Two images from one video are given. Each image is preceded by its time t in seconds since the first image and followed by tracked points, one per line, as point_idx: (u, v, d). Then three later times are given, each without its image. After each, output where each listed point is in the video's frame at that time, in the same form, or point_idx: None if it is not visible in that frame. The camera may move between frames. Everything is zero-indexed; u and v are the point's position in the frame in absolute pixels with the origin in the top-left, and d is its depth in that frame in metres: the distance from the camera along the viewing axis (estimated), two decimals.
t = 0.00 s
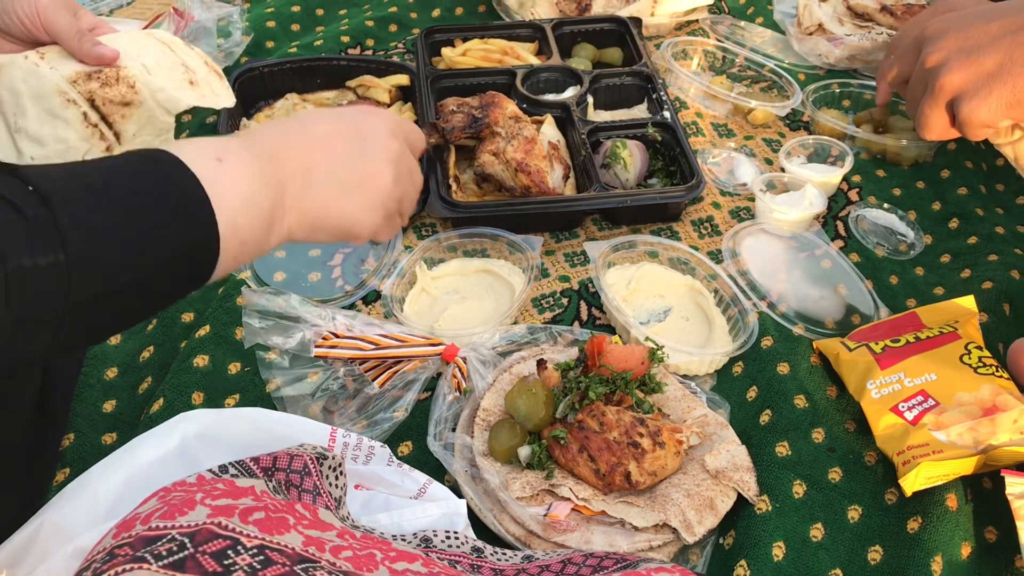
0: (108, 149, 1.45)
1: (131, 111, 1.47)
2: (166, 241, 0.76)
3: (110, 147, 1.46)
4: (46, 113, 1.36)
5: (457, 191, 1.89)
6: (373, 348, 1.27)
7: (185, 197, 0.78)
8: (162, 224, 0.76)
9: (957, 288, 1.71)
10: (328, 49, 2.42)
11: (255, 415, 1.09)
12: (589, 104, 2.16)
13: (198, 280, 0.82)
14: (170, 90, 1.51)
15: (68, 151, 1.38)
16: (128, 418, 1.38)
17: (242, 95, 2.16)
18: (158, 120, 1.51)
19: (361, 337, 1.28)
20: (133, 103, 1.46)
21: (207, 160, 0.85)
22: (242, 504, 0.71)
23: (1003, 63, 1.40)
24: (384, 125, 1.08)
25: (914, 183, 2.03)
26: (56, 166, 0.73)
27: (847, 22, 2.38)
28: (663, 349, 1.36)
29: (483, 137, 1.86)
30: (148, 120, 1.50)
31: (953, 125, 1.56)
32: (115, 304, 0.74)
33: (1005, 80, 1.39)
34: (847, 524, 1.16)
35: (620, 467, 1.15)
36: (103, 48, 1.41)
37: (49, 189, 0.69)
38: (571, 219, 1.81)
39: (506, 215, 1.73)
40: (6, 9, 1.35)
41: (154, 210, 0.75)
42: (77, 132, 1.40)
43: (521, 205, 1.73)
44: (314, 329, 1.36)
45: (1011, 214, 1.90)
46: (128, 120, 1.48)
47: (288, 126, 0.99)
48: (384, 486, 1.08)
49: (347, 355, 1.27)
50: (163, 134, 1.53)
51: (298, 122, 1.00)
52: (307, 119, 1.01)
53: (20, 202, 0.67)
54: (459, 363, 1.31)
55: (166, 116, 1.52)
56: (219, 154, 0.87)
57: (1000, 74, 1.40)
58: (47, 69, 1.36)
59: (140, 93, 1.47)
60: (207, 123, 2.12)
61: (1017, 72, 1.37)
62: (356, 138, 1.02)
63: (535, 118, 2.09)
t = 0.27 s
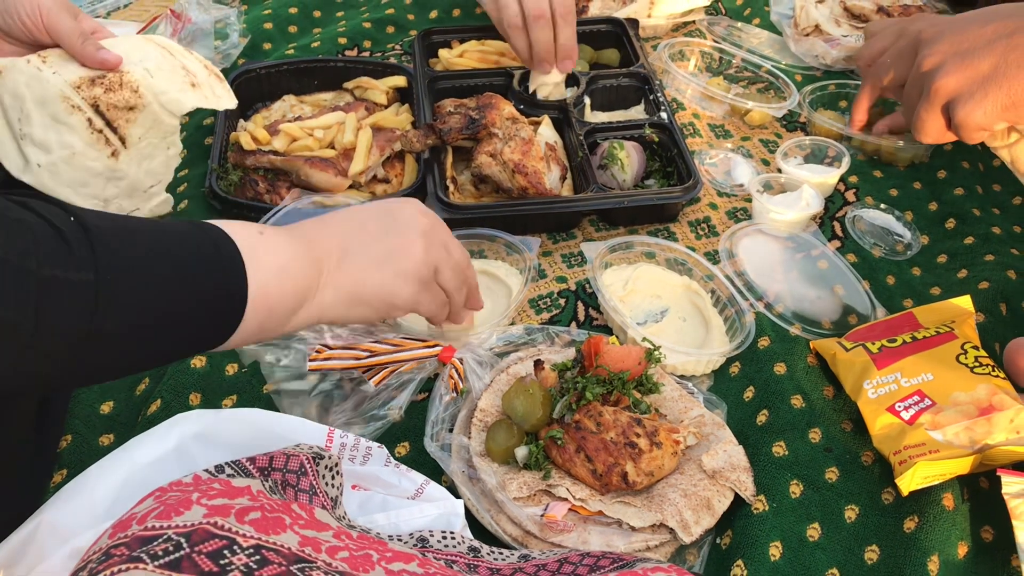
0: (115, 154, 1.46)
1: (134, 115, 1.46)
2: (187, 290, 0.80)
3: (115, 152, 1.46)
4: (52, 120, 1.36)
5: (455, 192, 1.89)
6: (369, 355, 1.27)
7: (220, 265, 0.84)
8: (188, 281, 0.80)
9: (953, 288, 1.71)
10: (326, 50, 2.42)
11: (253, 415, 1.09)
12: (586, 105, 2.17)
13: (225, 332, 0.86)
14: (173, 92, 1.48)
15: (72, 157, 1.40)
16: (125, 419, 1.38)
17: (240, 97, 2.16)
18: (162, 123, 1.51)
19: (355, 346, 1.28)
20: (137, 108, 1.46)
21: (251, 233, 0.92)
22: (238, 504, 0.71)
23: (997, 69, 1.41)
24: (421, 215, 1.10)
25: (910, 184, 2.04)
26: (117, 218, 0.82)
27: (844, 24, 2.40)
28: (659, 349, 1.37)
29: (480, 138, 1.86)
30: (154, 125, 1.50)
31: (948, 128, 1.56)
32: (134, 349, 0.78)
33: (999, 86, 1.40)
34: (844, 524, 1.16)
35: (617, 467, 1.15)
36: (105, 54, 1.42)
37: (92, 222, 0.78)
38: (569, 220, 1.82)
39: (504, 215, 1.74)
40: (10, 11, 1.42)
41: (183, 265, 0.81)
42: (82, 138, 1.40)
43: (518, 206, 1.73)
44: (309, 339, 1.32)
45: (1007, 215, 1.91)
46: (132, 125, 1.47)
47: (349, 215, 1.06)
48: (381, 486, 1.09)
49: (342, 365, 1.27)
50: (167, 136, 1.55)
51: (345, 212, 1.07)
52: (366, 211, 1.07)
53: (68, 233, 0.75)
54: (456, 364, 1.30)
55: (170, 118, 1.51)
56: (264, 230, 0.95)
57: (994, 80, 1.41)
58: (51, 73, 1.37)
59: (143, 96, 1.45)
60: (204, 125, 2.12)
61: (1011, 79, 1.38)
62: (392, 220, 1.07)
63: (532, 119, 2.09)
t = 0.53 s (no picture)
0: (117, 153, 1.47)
1: (137, 114, 1.46)
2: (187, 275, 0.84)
3: (117, 152, 1.46)
4: (54, 120, 1.37)
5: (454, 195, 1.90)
6: (363, 370, 1.21)
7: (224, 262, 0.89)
8: (193, 274, 0.84)
9: (953, 289, 1.71)
10: (325, 52, 2.42)
11: (253, 417, 1.09)
12: (585, 107, 2.17)
13: (225, 329, 0.89)
14: (176, 91, 1.49)
15: (75, 157, 1.40)
16: (124, 422, 1.37)
17: (239, 99, 2.16)
18: (165, 122, 1.51)
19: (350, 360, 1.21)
20: (139, 107, 1.45)
21: (251, 233, 0.95)
22: (238, 506, 0.71)
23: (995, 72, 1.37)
24: (413, 240, 1.18)
25: (910, 185, 2.04)
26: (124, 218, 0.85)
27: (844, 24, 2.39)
28: (659, 351, 1.36)
29: (479, 140, 1.86)
30: (155, 124, 1.50)
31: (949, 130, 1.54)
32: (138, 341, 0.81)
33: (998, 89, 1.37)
34: (844, 526, 1.16)
35: (617, 469, 1.15)
36: (107, 52, 1.42)
37: (97, 222, 0.80)
38: (568, 221, 1.81)
39: (503, 217, 1.74)
40: (10, 10, 1.40)
41: (187, 260, 0.84)
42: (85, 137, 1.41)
43: (518, 207, 1.73)
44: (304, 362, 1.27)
45: (1007, 216, 1.91)
46: (134, 123, 1.47)
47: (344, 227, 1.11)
48: (381, 489, 1.08)
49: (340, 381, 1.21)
50: (169, 134, 1.55)
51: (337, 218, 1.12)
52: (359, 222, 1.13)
53: (72, 231, 0.77)
54: (453, 371, 1.28)
55: (173, 117, 1.51)
56: (262, 230, 0.98)
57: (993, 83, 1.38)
58: (53, 73, 1.36)
59: (146, 96, 1.45)
60: (203, 127, 2.12)
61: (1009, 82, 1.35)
62: (391, 244, 1.14)
63: (532, 121, 2.09)
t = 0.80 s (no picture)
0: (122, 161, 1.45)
1: (142, 121, 1.45)
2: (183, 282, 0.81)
3: (121, 159, 1.45)
4: (59, 127, 1.37)
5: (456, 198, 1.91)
6: (369, 376, 1.28)
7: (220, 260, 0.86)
8: (189, 279, 0.81)
9: (952, 289, 1.72)
10: (327, 58, 2.44)
11: (256, 418, 1.10)
12: (585, 111, 2.18)
13: (224, 328, 0.88)
14: (179, 99, 1.48)
15: (80, 163, 1.39)
16: (129, 424, 1.38)
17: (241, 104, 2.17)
18: (170, 129, 1.50)
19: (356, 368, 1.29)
20: (144, 115, 1.45)
21: (256, 233, 0.92)
22: (242, 504, 0.72)
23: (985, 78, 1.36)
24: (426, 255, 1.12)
25: (908, 186, 2.05)
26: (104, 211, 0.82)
27: (842, 27, 2.40)
28: (659, 351, 1.38)
29: (480, 143, 1.88)
30: (160, 130, 1.49)
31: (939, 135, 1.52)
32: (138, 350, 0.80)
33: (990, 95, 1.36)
34: (844, 524, 1.16)
35: (619, 469, 1.16)
36: (110, 60, 1.41)
37: (86, 230, 0.76)
38: (569, 224, 1.83)
39: (505, 220, 1.75)
40: (16, 19, 1.41)
41: (184, 261, 0.82)
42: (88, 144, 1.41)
43: (519, 210, 1.75)
44: (310, 368, 1.32)
45: (1005, 216, 1.92)
46: (139, 129, 1.46)
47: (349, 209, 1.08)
48: (384, 488, 1.09)
49: (345, 389, 1.28)
50: (173, 141, 1.53)
51: (354, 207, 1.07)
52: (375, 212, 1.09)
53: (61, 248, 0.73)
54: (455, 373, 1.31)
55: (177, 125, 1.50)
56: (270, 228, 0.94)
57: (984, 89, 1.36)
58: (59, 81, 1.37)
59: (150, 104, 1.45)
60: (206, 133, 2.14)
61: (1000, 88, 1.34)
62: (403, 256, 1.08)
63: (532, 125, 2.10)
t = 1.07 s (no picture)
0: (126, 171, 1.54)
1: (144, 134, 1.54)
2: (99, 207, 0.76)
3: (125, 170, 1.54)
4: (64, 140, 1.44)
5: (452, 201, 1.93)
6: (366, 358, 1.31)
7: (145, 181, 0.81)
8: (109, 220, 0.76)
9: (942, 285, 1.74)
10: (324, 65, 2.47)
11: (256, 414, 1.12)
12: (579, 114, 2.21)
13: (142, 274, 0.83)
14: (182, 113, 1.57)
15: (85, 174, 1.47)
16: (131, 425, 1.40)
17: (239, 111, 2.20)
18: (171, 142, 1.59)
19: (354, 348, 1.33)
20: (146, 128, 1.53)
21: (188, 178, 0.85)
22: (234, 491, 0.74)
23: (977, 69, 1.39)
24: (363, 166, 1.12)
25: (899, 185, 2.07)
26: (11, 151, 0.75)
27: (832, 30, 2.45)
28: (653, 347, 1.39)
29: (475, 147, 1.90)
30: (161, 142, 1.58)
31: (932, 126, 1.54)
32: (71, 298, 0.76)
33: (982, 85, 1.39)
34: (836, 513, 1.18)
35: (613, 462, 1.18)
36: (115, 74, 1.47)
37: None
38: (564, 224, 1.85)
39: (500, 221, 1.77)
40: (19, 35, 1.40)
41: (103, 193, 0.76)
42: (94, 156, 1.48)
43: (515, 211, 1.77)
44: (307, 342, 1.41)
45: (994, 214, 1.95)
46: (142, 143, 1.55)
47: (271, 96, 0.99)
48: (384, 482, 1.10)
49: (341, 365, 1.31)
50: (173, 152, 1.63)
51: (297, 125, 0.99)
52: (303, 109, 1.00)
53: None
54: (453, 367, 1.34)
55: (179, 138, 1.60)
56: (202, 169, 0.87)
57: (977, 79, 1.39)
58: (65, 95, 1.42)
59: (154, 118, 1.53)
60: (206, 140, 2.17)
61: (993, 79, 1.37)
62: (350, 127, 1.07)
63: (527, 128, 2.13)
